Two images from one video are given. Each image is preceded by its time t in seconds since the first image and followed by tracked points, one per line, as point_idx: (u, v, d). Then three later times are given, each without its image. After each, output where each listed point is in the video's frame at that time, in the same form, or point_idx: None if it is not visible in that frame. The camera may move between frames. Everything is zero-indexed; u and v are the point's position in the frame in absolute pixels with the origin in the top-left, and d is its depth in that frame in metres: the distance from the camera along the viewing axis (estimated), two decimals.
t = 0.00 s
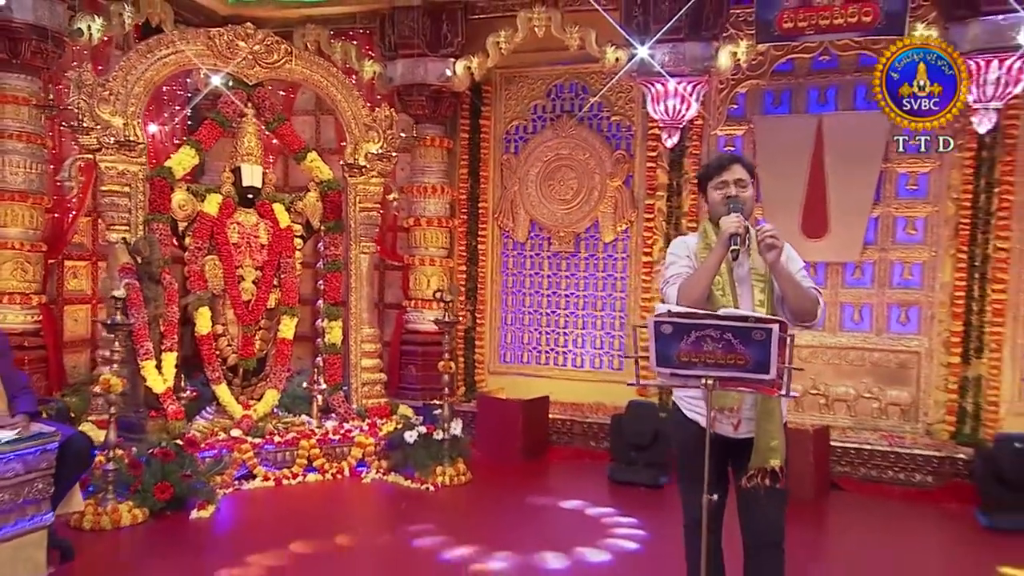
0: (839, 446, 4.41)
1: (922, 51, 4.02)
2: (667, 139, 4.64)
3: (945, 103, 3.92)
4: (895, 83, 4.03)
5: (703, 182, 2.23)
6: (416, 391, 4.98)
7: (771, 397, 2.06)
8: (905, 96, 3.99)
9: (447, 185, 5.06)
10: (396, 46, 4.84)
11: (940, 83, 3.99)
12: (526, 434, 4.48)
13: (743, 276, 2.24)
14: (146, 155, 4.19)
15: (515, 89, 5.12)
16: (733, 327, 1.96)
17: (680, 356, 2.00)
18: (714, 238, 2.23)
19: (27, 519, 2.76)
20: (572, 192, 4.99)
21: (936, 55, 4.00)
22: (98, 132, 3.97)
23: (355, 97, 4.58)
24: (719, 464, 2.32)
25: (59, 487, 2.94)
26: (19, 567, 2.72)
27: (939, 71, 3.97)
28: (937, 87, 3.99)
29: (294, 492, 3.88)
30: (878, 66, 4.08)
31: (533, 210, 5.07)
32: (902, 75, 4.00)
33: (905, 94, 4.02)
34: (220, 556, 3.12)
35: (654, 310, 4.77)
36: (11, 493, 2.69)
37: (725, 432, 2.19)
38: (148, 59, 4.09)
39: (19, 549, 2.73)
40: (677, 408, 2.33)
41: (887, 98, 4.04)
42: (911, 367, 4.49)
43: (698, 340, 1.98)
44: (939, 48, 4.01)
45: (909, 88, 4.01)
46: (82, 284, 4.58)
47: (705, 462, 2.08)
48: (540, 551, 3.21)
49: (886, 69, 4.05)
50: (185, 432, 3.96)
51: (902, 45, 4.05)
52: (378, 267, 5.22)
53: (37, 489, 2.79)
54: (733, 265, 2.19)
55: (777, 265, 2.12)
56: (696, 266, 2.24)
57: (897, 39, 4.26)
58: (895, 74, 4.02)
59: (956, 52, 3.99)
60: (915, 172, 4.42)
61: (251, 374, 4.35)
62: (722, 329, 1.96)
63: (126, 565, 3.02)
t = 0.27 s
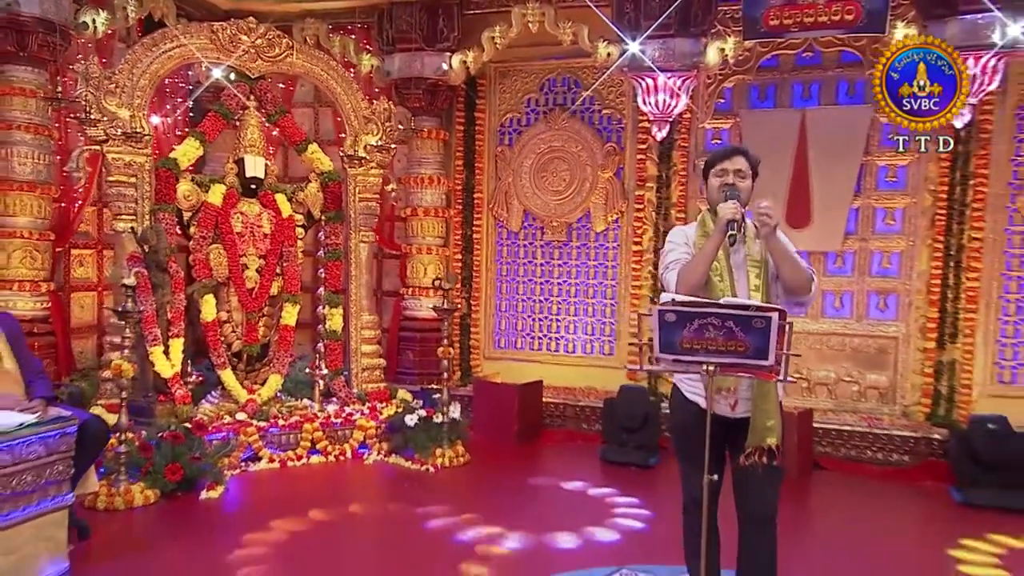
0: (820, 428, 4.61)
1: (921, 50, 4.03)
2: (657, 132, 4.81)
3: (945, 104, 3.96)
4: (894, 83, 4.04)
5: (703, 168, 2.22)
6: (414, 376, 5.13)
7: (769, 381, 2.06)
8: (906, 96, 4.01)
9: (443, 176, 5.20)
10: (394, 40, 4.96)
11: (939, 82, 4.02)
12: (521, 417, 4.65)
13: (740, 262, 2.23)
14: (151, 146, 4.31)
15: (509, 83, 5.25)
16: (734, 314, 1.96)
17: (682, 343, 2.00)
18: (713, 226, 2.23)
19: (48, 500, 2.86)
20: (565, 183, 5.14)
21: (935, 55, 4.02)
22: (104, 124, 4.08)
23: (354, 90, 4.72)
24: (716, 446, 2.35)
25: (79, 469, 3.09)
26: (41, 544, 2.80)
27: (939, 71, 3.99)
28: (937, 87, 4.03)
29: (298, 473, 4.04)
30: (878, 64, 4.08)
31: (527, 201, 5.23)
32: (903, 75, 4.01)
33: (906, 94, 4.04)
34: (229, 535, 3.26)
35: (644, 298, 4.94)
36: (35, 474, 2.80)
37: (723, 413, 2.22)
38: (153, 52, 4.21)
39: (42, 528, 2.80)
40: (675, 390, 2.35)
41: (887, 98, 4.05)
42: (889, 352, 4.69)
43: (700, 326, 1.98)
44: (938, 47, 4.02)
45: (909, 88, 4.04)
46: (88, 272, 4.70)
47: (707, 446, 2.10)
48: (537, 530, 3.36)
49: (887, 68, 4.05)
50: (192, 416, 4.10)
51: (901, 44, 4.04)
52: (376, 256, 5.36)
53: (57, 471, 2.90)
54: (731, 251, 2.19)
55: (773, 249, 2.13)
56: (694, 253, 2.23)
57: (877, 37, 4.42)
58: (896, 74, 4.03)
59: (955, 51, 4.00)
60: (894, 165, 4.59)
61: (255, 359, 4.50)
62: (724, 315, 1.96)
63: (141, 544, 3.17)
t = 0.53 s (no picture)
0: (801, 413, 4.84)
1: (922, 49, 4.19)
2: (645, 129, 4.98)
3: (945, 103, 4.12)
4: (895, 84, 4.22)
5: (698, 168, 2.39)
6: (410, 365, 5.30)
7: (763, 371, 2.16)
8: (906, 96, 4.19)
9: (438, 171, 5.35)
10: (391, 39, 5.10)
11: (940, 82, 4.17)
12: (515, 404, 4.83)
13: (734, 258, 2.38)
14: (157, 142, 4.44)
15: (502, 81, 5.40)
16: (731, 308, 2.05)
17: (682, 335, 2.07)
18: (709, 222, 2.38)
19: (68, 485, 2.89)
20: (556, 178, 5.31)
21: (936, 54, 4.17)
22: (111, 120, 4.22)
23: (353, 88, 4.87)
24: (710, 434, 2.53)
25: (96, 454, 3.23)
26: (64, 528, 2.85)
27: (939, 71, 4.14)
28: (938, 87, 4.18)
29: (301, 458, 4.19)
30: (878, 66, 4.25)
31: (519, 195, 5.40)
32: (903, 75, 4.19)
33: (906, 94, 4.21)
34: (238, 518, 3.42)
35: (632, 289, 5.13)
36: (59, 459, 2.82)
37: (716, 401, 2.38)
38: (158, 50, 4.34)
39: (64, 512, 2.85)
40: (672, 380, 2.53)
41: (887, 98, 4.23)
42: (866, 341, 4.91)
43: (699, 319, 2.06)
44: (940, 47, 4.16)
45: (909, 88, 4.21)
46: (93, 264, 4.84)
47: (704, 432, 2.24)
48: (531, 511, 3.53)
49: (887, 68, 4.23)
50: (199, 403, 4.25)
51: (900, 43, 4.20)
52: (373, 248, 5.52)
53: (77, 457, 2.94)
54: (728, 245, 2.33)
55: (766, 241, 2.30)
56: (692, 247, 2.36)
57: (855, 39, 4.62)
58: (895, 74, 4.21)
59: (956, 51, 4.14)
60: (872, 162, 4.78)
61: (258, 349, 4.65)
62: (722, 309, 2.04)
63: (153, 528, 3.32)
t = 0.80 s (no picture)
0: (783, 401, 5.05)
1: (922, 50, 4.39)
2: (635, 129, 5.14)
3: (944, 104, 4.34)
4: (895, 83, 4.44)
5: (691, 171, 2.52)
6: (407, 356, 5.47)
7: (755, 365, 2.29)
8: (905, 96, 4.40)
9: (433, 168, 5.51)
10: (388, 40, 5.25)
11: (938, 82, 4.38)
12: (509, 394, 5.01)
13: (726, 257, 2.52)
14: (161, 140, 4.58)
15: (496, 81, 5.55)
16: (727, 304, 2.17)
17: (679, 330, 2.21)
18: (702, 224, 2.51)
19: (85, 473, 3.05)
20: (548, 175, 5.47)
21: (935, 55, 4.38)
22: (117, 119, 4.35)
23: (351, 87, 5.01)
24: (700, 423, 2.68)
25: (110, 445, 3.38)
26: (82, 515, 3.01)
27: (938, 71, 4.36)
28: (937, 87, 4.39)
29: (302, 446, 4.35)
30: (878, 67, 4.48)
31: (512, 191, 5.56)
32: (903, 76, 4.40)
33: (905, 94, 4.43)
34: (245, 505, 3.58)
35: (621, 283, 5.33)
36: (76, 449, 2.98)
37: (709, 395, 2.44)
38: (162, 51, 4.47)
39: (81, 499, 3.01)
40: (664, 373, 2.65)
41: (888, 98, 4.45)
42: (845, 332, 5.12)
43: (696, 315, 2.19)
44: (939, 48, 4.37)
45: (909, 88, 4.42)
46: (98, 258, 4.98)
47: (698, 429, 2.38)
48: (525, 495, 3.70)
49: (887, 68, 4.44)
50: (204, 393, 4.41)
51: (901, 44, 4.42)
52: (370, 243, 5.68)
53: (93, 447, 3.10)
54: (721, 247, 2.47)
55: (755, 243, 2.44)
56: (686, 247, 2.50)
57: (836, 42, 4.78)
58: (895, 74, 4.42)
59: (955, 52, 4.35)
60: (851, 161, 4.97)
61: (261, 340, 4.83)
62: (719, 306, 2.16)
63: (164, 514, 3.46)
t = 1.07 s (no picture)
0: (764, 390, 5.30)
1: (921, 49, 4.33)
2: (623, 129, 5.38)
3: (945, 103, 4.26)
4: (895, 84, 4.38)
5: (684, 176, 2.67)
6: (405, 348, 5.69)
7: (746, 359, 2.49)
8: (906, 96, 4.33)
9: (430, 166, 5.71)
10: (386, 42, 5.43)
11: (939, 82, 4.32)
12: (504, 384, 5.24)
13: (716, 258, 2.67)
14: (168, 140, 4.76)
15: (490, 82, 5.75)
16: (720, 304, 2.37)
17: (674, 328, 2.41)
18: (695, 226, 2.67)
19: (107, 462, 3.25)
20: (540, 174, 5.69)
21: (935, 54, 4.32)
22: (126, 120, 4.52)
23: (351, 89, 5.20)
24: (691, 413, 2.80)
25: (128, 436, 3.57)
26: (105, 501, 3.22)
27: (939, 71, 4.29)
28: (937, 87, 4.33)
29: (307, 434, 4.56)
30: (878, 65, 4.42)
31: (506, 189, 5.77)
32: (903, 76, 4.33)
33: (906, 93, 4.36)
34: (256, 491, 3.78)
35: (610, 277, 5.56)
36: (98, 440, 3.17)
37: (700, 387, 2.62)
38: (169, 54, 4.64)
39: (104, 487, 3.22)
40: (657, 365, 2.78)
41: (888, 98, 4.39)
42: (822, 324, 5.39)
43: (690, 313, 2.39)
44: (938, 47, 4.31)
45: (910, 87, 4.35)
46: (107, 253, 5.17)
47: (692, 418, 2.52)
48: (520, 478, 3.94)
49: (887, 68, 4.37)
50: (212, 384, 4.61)
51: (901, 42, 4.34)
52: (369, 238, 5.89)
53: (114, 437, 3.29)
54: (711, 248, 2.62)
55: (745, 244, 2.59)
56: (679, 248, 2.65)
57: (815, 48, 5.00)
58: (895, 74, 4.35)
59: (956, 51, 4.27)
60: (829, 161, 5.23)
61: (265, 333, 5.03)
62: (712, 306, 2.36)
63: (181, 500, 3.67)
